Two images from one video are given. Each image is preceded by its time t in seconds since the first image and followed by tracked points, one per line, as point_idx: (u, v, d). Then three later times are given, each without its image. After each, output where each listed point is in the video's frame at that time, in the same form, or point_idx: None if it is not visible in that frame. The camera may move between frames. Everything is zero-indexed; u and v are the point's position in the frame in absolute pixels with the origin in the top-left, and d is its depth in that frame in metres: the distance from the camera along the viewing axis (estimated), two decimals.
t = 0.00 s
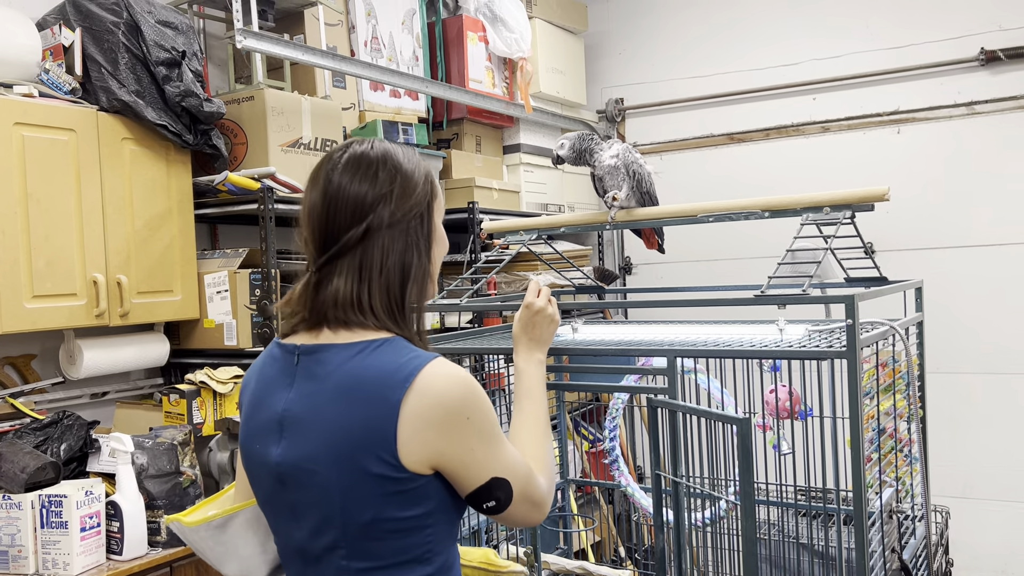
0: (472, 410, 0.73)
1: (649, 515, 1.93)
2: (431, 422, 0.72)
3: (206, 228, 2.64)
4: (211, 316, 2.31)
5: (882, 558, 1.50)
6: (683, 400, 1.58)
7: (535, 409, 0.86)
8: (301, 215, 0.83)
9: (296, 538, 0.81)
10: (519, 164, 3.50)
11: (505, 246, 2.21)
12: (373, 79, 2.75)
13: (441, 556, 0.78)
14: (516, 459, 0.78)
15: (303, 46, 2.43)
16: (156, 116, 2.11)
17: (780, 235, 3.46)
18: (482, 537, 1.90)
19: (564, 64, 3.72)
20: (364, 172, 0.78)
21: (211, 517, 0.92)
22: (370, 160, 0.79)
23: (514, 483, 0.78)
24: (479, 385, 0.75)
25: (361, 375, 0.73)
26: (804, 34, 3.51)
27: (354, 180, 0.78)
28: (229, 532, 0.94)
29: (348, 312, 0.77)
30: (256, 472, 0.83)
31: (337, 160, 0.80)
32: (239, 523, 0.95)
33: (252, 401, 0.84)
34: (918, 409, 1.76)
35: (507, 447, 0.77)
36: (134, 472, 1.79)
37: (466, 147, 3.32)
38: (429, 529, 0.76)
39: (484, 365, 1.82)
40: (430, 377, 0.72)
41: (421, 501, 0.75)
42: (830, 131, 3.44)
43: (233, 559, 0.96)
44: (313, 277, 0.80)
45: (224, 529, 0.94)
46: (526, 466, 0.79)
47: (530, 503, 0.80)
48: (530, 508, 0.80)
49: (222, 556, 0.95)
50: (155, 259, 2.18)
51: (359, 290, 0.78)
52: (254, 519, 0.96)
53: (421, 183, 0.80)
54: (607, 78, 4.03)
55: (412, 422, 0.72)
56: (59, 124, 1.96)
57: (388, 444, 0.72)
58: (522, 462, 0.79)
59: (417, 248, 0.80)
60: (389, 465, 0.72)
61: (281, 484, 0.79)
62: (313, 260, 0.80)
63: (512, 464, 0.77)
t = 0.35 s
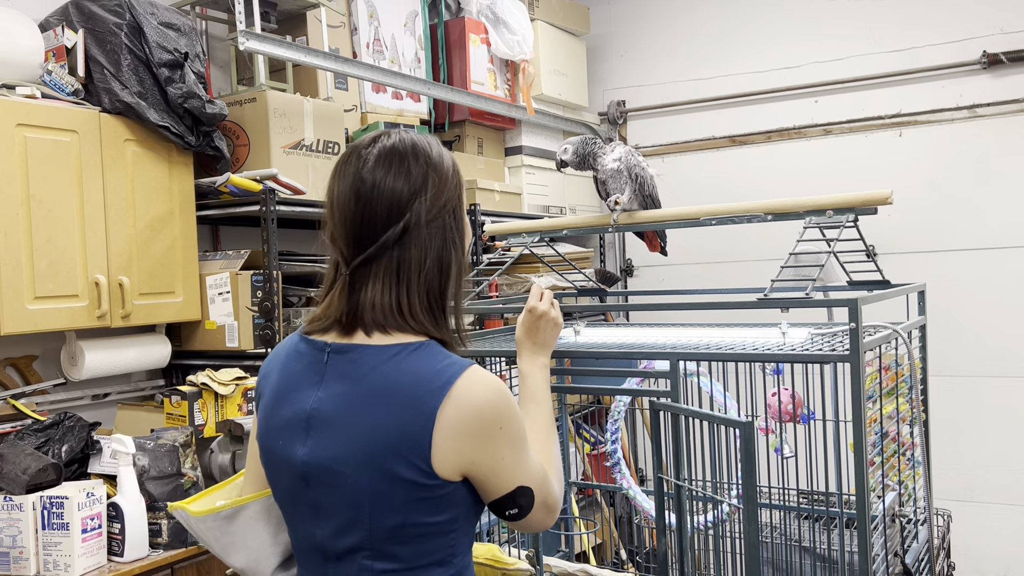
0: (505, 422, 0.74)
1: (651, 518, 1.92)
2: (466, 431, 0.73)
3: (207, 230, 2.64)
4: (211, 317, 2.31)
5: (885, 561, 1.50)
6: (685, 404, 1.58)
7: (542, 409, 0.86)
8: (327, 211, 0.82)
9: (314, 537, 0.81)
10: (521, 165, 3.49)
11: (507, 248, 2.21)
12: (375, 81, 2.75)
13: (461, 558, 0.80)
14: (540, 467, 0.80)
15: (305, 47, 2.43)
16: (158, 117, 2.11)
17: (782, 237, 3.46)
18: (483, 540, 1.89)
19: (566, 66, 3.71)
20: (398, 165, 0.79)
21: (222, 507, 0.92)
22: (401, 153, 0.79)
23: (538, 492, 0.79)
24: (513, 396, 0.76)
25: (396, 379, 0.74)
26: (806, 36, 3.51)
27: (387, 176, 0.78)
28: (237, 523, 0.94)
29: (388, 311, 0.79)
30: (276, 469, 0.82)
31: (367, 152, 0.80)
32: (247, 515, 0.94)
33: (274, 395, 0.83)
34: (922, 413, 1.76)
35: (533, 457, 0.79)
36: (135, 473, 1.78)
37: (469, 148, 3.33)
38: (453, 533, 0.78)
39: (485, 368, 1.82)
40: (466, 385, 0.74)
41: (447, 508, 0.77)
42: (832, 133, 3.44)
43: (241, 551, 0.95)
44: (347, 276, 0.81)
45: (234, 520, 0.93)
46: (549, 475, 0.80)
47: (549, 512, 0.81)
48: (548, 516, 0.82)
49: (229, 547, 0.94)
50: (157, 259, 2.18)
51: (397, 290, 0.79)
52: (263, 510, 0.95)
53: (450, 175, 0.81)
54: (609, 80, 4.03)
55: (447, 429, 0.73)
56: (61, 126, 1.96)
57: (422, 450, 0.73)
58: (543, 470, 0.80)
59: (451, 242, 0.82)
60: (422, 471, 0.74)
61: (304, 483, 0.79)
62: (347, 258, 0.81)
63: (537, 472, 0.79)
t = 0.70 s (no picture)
0: (503, 448, 0.74)
1: (650, 520, 1.92)
2: (463, 459, 0.74)
3: (208, 231, 2.64)
4: (212, 318, 2.31)
5: (883, 565, 1.50)
6: (684, 408, 1.58)
7: (542, 415, 0.86)
8: (348, 229, 0.83)
9: (308, 548, 0.81)
10: (521, 168, 3.49)
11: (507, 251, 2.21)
12: (375, 83, 2.75)
13: None
14: (542, 484, 0.80)
15: (306, 50, 2.43)
16: (159, 118, 2.11)
17: (782, 241, 3.46)
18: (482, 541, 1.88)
19: (567, 68, 3.72)
20: (421, 186, 0.79)
21: (220, 508, 0.92)
22: (424, 174, 0.80)
23: (537, 507, 0.80)
24: (511, 421, 0.76)
25: (396, 400, 0.74)
26: (807, 40, 3.51)
27: (411, 197, 0.79)
28: (234, 524, 0.94)
29: (413, 331, 0.79)
30: (274, 476, 0.82)
31: (389, 173, 0.80)
32: (244, 517, 0.95)
33: (275, 402, 0.84)
34: (920, 416, 1.76)
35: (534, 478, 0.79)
36: (135, 474, 1.79)
37: (470, 151, 3.33)
38: (444, 555, 0.78)
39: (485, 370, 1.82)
40: (467, 413, 0.74)
41: (438, 531, 0.77)
42: (832, 137, 3.44)
43: (236, 551, 0.95)
44: (370, 295, 0.81)
45: (231, 521, 0.93)
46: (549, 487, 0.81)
47: (550, 520, 0.82)
48: (549, 523, 0.83)
49: (225, 548, 0.94)
50: (157, 260, 2.18)
51: (424, 310, 0.80)
52: (260, 515, 0.95)
53: (470, 195, 0.82)
54: (610, 83, 4.04)
55: (445, 457, 0.74)
56: (62, 127, 1.97)
57: (417, 475, 0.74)
58: (542, 481, 0.81)
59: (474, 262, 0.83)
60: (415, 494, 0.74)
61: (300, 494, 0.79)
62: (370, 278, 0.81)
63: (538, 490, 0.79)
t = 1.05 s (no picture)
0: (465, 422, 0.73)
1: (647, 521, 1.93)
2: (423, 433, 0.73)
3: (207, 231, 2.65)
4: (211, 317, 2.31)
5: (880, 566, 1.50)
6: (682, 408, 1.58)
7: (538, 414, 0.86)
8: (322, 221, 0.84)
9: (296, 537, 0.82)
10: (521, 169, 3.50)
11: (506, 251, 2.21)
12: (375, 84, 2.75)
13: (434, 566, 0.78)
14: (517, 467, 0.78)
15: (306, 50, 2.44)
16: (159, 118, 2.12)
17: (781, 243, 3.46)
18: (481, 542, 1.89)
19: (567, 70, 3.72)
20: (391, 181, 0.79)
21: (227, 509, 0.96)
22: (396, 169, 0.80)
23: (514, 491, 0.77)
24: (476, 396, 0.75)
25: (358, 383, 0.75)
26: (807, 42, 3.52)
27: (381, 192, 0.79)
28: (242, 524, 0.98)
29: (374, 323, 0.79)
30: (259, 472, 0.83)
31: (364, 167, 0.80)
32: (250, 517, 0.99)
33: (258, 399, 0.85)
34: (917, 418, 1.76)
35: (505, 458, 0.77)
36: (134, 474, 1.80)
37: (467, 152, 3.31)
38: (423, 537, 0.76)
39: (484, 370, 1.83)
40: (425, 387, 0.73)
41: (414, 510, 0.75)
42: (832, 139, 3.44)
43: (245, 552, 0.99)
44: (338, 287, 0.82)
45: (238, 521, 0.98)
46: (527, 472, 0.79)
47: (530, 508, 0.80)
48: (531, 513, 0.80)
49: (236, 548, 0.98)
50: (157, 260, 2.19)
51: (386, 301, 0.80)
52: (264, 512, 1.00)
53: (444, 193, 0.82)
54: (610, 85, 4.04)
55: (405, 434, 0.73)
56: (61, 127, 1.97)
57: (380, 453, 0.73)
58: (525, 469, 0.80)
59: (442, 256, 0.82)
60: (381, 473, 0.73)
61: (281, 486, 0.80)
62: (338, 271, 0.82)
63: (512, 473, 0.77)
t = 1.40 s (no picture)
0: (432, 405, 0.73)
1: (645, 523, 1.93)
2: (388, 417, 0.73)
3: (207, 232, 2.65)
4: (211, 318, 2.31)
5: (877, 568, 1.51)
6: (680, 410, 1.59)
7: (531, 415, 0.86)
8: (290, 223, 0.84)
9: (288, 531, 0.83)
10: (521, 171, 3.50)
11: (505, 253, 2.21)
12: (375, 86, 2.76)
13: (420, 552, 0.78)
14: (491, 455, 0.78)
15: (306, 51, 2.44)
16: (159, 119, 2.12)
17: (780, 246, 3.47)
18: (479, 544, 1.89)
19: (567, 72, 3.73)
20: (352, 180, 0.79)
21: (232, 505, 1.00)
22: (357, 167, 0.80)
23: (488, 481, 0.77)
24: (445, 379, 0.75)
25: (328, 371, 0.76)
26: (806, 45, 3.53)
27: (342, 192, 0.78)
28: (249, 521, 1.01)
29: (346, 321, 0.80)
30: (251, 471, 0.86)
31: (324, 169, 0.80)
32: (257, 514, 1.01)
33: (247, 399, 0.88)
34: (915, 420, 1.77)
35: (477, 445, 0.77)
36: (132, 473, 1.81)
37: (469, 153, 3.33)
38: (403, 523, 0.76)
39: (484, 372, 1.83)
40: (390, 371, 0.73)
41: (391, 495, 0.75)
42: (831, 142, 3.45)
43: (256, 549, 1.01)
44: (308, 287, 0.82)
45: (245, 519, 1.01)
46: (502, 461, 0.79)
47: (508, 500, 0.79)
48: (510, 505, 0.80)
49: (246, 546, 1.00)
50: (156, 261, 2.19)
51: (355, 299, 0.80)
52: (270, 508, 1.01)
53: (408, 185, 0.82)
54: (610, 87, 4.05)
55: (371, 418, 0.73)
56: (62, 127, 1.97)
57: (349, 439, 0.73)
58: (501, 457, 0.79)
59: (410, 250, 0.82)
60: (351, 459, 0.74)
61: (269, 482, 0.81)
62: (308, 271, 0.82)
63: (485, 461, 0.77)
